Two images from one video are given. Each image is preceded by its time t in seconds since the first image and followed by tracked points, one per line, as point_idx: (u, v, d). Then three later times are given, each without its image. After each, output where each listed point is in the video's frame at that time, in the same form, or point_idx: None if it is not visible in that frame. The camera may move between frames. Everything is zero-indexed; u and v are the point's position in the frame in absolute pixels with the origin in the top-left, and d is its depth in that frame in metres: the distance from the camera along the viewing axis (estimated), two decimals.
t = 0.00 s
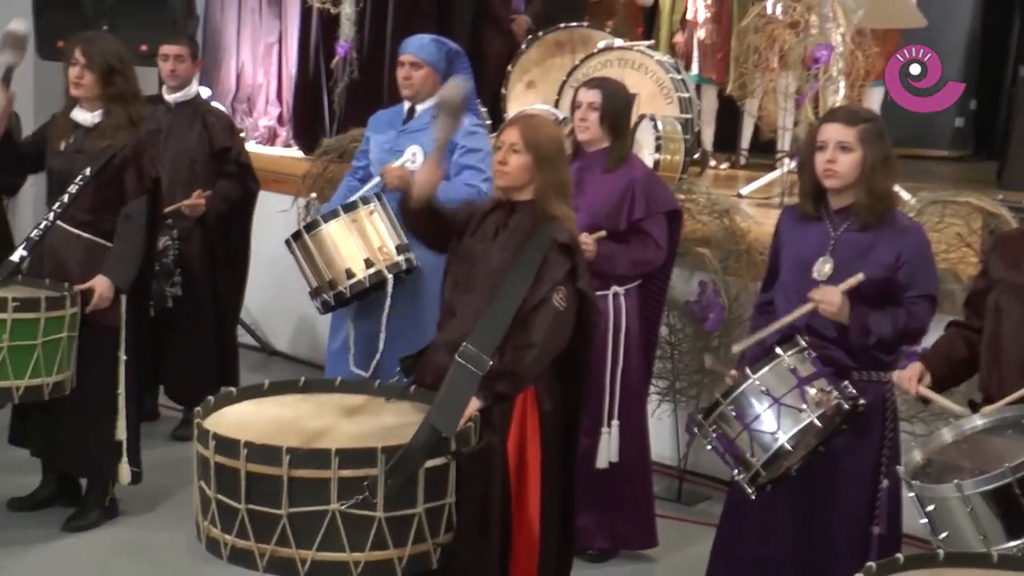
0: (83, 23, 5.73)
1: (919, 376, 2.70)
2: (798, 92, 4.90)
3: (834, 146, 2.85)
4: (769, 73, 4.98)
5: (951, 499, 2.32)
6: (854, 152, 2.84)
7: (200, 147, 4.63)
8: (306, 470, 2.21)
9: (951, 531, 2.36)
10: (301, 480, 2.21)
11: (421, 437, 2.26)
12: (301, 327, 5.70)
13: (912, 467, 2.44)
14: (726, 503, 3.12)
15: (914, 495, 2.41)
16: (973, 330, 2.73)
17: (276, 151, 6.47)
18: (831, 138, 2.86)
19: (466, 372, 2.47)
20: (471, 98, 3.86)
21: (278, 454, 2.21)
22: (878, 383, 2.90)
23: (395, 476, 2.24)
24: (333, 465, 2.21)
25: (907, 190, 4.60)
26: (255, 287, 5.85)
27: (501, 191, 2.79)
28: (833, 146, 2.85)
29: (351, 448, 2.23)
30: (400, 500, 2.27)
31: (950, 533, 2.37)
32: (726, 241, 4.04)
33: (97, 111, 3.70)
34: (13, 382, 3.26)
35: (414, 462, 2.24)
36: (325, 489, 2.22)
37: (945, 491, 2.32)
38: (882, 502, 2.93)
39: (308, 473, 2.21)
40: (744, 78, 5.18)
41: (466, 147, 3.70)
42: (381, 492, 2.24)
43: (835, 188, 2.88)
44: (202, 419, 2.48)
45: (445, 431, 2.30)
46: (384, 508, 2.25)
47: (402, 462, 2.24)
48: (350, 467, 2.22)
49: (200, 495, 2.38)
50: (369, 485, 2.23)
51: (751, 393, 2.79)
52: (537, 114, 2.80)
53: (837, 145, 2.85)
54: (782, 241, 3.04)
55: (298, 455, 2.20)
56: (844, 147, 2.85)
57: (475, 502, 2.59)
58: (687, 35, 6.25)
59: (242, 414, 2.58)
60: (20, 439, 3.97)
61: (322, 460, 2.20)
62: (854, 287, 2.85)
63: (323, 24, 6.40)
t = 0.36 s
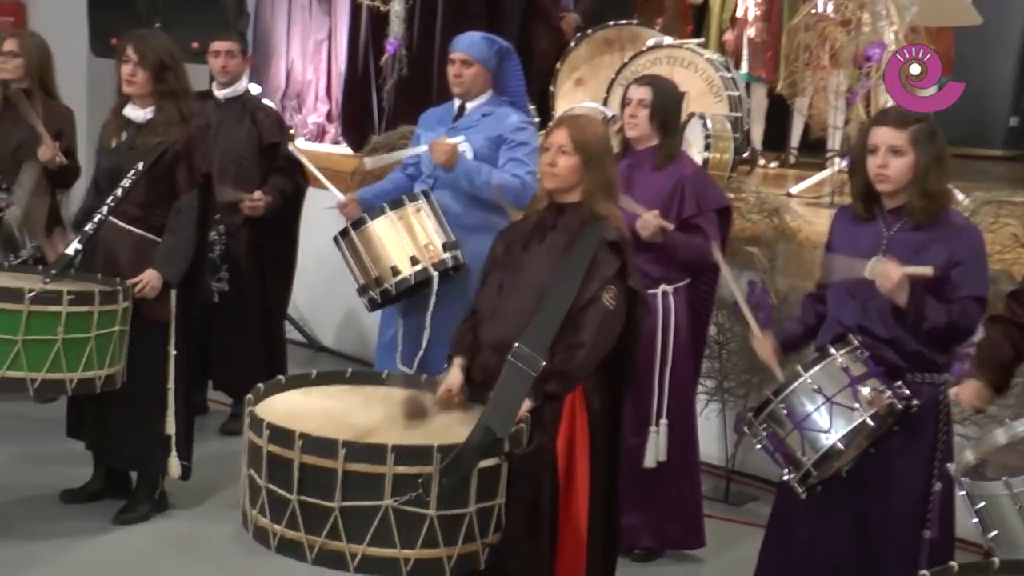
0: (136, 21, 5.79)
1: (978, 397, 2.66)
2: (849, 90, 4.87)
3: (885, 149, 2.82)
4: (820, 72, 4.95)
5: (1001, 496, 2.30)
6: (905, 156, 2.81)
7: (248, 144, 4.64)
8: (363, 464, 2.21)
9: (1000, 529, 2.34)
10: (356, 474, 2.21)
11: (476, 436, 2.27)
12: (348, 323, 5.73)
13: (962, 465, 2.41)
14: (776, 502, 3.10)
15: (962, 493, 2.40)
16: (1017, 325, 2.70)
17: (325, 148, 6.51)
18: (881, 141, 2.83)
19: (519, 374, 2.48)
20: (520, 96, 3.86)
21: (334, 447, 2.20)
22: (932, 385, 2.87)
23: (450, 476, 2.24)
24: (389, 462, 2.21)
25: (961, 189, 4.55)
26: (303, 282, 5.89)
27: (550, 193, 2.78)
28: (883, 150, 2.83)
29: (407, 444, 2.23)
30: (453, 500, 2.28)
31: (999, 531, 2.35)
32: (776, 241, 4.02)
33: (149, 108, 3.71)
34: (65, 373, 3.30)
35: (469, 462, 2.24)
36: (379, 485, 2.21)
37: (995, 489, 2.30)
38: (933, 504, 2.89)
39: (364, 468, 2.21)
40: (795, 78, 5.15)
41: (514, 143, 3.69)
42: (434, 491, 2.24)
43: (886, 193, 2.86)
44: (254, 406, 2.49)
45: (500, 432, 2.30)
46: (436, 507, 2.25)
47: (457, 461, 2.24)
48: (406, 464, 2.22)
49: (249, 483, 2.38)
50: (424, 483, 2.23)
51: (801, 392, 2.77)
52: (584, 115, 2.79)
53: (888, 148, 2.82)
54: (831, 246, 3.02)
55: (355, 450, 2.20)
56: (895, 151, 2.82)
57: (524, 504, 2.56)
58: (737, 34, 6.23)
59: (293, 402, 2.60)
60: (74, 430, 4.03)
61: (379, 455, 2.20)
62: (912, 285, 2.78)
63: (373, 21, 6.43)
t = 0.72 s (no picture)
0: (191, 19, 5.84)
1: None
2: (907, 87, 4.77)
3: (946, 144, 2.78)
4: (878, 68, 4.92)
5: None
6: (966, 150, 2.77)
7: (302, 144, 4.69)
8: (412, 467, 2.17)
9: None
10: (405, 477, 2.18)
11: (525, 435, 2.24)
12: (400, 320, 5.75)
13: None
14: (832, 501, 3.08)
15: None
16: None
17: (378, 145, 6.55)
18: (942, 135, 2.79)
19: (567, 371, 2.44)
20: (574, 92, 3.85)
21: (384, 451, 2.17)
22: (990, 385, 2.83)
23: (500, 475, 2.21)
24: (439, 464, 2.17)
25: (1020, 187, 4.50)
26: (356, 278, 5.92)
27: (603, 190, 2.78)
28: (944, 145, 2.78)
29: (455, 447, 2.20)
30: (504, 501, 2.24)
31: None
32: (831, 239, 3.98)
33: (203, 106, 3.75)
34: (119, 368, 3.32)
35: (519, 461, 2.21)
36: (430, 487, 2.18)
37: None
38: (994, 507, 2.85)
39: (413, 471, 2.17)
40: (851, 74, 5.11)
41: (568, 141, 3.69)
42: (486, 491, 2.20)
43: (946, 188, 2.82)
44: (303, 410, 2.47)
45: (548, 431, 2.27)
46: (487, 508, 2.21)
47: (506, 461, 2.21)
48: (455, 466, 2.19)
49: (302, 487, 2.35)
50: (474, 484, 2.20)
51: (856, 393, 2.73)
52: (639, 110, 2.78)
53: (949, 142, 2.78)
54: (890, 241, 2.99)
55: (403, 453, 2.17)
56: (956, 145, 2.78)
57: (575, 503, 2.58)
58: (792, 30, 6.19)
59: (343, 406, 2.58)
60: (126, 426, 4.06)
61: (426, 459, 2.17)
62: (971, 283, 2.76)
63: (425, 17, 6.43)
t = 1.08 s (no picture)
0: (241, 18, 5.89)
1: None
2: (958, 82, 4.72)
3: (1002, 137, 2.75)
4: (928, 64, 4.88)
5: None
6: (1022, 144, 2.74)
7: (350, 141, 4.71)
8: (459, 465, 2.17)
9: None
10: (452, 477, 2.17)
11: (572, 435, 2.21)
12: (447, 318, 5.77)
13: None
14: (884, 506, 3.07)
15: None
16: None
17: (426, 143, 6.57)
18: (999, 129, 2.76)
19: (615, 369, 2.41)
20: (622, 89, 3.83)
21: (430, 449, 2.17)
22: None
23: (546, 475, 2.19)
24: (485, 463, 2.17)
25: None
26: (404, 276, 5.95)
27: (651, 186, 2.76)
28: (1000, 138, 2.76)
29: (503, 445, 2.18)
30: (551, 500, 2.23)
31: None
32: (882, 236, 3.95)
33: (252, 104, 3.78)
34: (170, 368, 3.35)
35: (568, 459, 2.19)
36: (476, 487, 2.18)
37: None
38: None
39: (460, 470, 2.17)
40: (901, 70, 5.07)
41: (615, 138, 3.68)
42: (532, 490, 2.19)
43: (1002, 183, 2.78)
44: (352, 406, 2.48)
45: (597, 431, 2.25)
46: (534, 507, 2.21)
47: (553, 461, 2.19)
48: (503, 464, 2.18)
49: (348, 483, 2.35)
50: (520, 484, 2.19)
51: (909, 392, 2.71)
52: (687, 107, 2.76)
53: (1005, 136, 2.75)
54: (943, 238, 2.96)
55: (450, 451, 2.16)
56: (1012, 138, 2.75)
57: (621, 504, 2.51)
58: (841, 25, 6.12)
59: (391, 401, 2.59)
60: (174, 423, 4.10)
61: (474, 457, 2.16)
62: None
63: (473, 14, 6.44)
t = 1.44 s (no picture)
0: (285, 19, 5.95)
1: None
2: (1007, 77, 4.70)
3: None
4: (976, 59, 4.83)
5: None
6: None
7: (393, 140, 4.74)
8: (500, 455, 2.17)
9: None
10: (493, 465, 2.18)
11: (613, 429, 2.19)
12: (491, 316, 5.78)
13: None
14: (931, 507, 3.04)
15: None
16: None
17: (469, 141, 6.60)
18: None
19: (659, 365, 2.42)
20: (665, 86, 3.81)
21: (470, 439, 2.18)
22: None
23: (587, 467, 2.18)
24: (525, 454, 2.17)
25: None
26: (448, 274, 5.97)
27: (698, 186, 2.76)
28: None
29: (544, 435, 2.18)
30: (591, 491, 2.23)
31: None
32: (929, 232, 3.92)
33: (300, 102, 3.82)
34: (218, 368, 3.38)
35: (608, 452, 2.18)
36: (516, 475, 2.18)
37: None
38: None
39: (500, 459, 2.17)
40: (949, 66, 5.02)
41: (660, 137, 3.68)
42: (572, 481, 2.19)
43: None
44: (395, 399, 2.51)
45: (638, 424, 2.22)
46: (573, 499, 2.21)
47: (594, 452, 2.18)
48: (543, 455, 2.18)
49: (389, 473, 2.37)
50: (560, 474, 2.19)
51: (960, 392, 2.68)
52: (731, 105, 2.75)
53: None
54: (993, 234, 2.92)
55: (490, 440, 2.17)
56: None
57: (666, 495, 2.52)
58: (887, 22, 6.08)
59: (436, 396, 2.61)
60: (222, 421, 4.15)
61: (515, 447, 2.17)
62: None
63: (517, 12, 6.44)
